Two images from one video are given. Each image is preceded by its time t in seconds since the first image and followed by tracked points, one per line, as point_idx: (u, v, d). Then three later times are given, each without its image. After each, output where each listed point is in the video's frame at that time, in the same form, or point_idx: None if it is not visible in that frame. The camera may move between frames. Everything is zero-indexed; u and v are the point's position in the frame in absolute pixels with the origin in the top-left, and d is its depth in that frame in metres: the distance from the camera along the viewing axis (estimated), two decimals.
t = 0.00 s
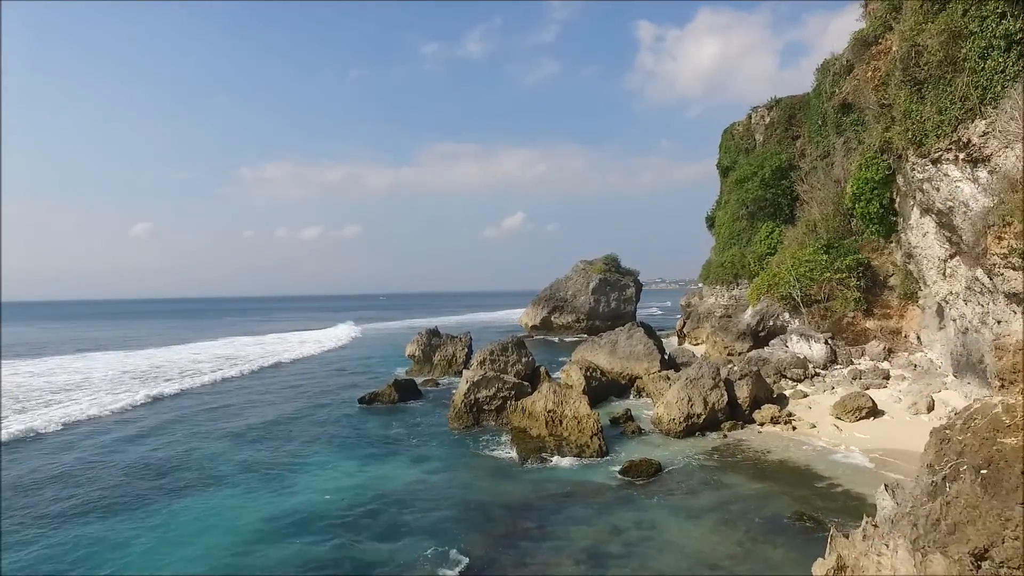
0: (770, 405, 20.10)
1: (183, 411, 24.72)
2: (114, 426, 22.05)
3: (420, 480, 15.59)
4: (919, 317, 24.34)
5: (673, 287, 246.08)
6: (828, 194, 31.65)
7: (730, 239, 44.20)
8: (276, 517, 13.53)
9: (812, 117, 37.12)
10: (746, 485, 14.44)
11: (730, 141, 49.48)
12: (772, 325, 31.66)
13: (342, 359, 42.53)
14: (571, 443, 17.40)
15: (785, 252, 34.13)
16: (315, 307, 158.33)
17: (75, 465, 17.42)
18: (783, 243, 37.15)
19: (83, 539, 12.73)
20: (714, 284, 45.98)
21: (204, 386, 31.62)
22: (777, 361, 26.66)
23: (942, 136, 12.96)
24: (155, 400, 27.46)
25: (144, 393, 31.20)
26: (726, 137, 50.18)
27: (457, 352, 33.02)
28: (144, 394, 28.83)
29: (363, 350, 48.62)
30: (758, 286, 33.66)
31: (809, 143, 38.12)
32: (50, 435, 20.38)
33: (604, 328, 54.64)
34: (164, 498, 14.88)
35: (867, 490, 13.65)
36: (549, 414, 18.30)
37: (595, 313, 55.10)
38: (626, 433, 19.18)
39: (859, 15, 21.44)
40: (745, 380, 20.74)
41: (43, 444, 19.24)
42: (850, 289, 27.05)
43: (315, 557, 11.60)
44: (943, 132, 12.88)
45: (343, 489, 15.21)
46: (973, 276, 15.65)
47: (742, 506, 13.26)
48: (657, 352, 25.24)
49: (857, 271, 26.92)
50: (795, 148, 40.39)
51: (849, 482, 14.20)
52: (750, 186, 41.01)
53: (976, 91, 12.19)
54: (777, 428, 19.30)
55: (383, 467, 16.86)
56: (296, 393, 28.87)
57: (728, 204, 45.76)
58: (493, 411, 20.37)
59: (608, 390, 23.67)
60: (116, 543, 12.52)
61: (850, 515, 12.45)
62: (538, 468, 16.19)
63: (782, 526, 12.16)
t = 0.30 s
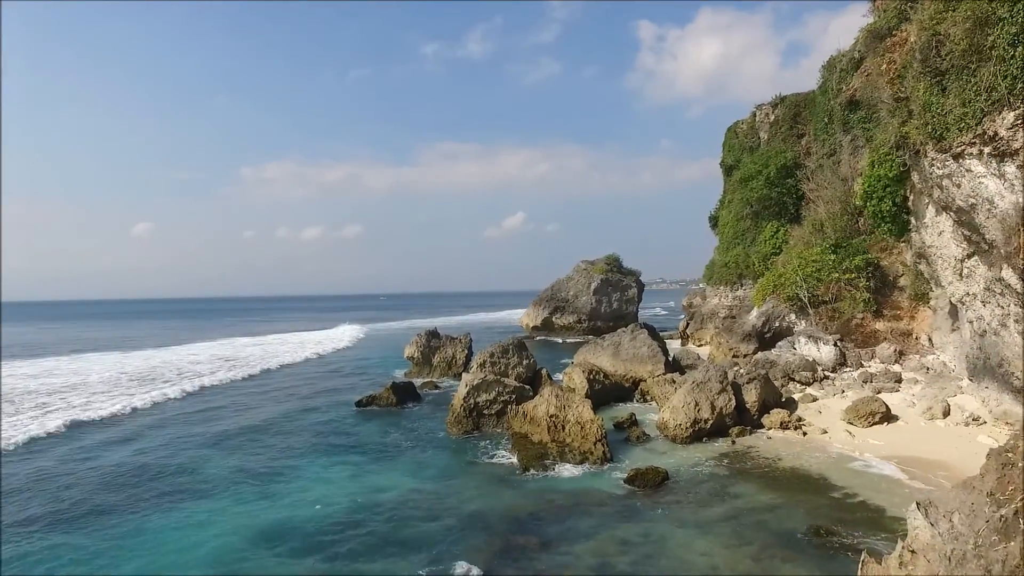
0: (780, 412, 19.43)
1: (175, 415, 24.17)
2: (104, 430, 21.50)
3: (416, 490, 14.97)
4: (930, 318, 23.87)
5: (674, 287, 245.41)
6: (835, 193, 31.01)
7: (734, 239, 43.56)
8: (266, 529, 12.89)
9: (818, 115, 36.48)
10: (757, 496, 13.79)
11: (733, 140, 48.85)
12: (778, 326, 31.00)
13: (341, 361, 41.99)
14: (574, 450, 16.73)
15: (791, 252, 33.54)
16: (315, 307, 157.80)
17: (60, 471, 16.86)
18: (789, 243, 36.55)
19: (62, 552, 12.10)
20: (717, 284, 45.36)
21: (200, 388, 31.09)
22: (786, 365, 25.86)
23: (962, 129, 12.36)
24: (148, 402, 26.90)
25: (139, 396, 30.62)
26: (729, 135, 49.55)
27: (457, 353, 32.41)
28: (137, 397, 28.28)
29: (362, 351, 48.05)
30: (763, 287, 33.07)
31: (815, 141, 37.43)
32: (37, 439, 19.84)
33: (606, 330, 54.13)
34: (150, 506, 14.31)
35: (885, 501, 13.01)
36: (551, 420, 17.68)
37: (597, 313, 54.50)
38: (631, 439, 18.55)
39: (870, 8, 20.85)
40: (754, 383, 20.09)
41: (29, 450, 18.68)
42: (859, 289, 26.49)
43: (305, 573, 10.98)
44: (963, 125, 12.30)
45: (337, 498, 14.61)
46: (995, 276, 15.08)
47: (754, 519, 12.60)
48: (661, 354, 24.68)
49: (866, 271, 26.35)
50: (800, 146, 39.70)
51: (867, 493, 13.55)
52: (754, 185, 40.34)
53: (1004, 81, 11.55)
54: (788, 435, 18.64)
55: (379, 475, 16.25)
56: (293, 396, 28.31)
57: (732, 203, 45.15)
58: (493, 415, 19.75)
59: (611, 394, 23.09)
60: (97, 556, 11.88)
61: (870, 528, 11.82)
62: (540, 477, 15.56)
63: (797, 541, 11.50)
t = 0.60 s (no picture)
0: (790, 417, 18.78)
1: (167, 419, 23.53)
2: (92, 434, 20.86)
3: (413, 499, 14.32)
4: (941, 319, 23.24)
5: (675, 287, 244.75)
6: (841, 191, 30.37)
7: (737, 238, 42.93)
8: (253, 541, 12.20)
9: (823, 112, 35.82)
10: (770, 508, 13.10)
11: (737, 138, 48.18)
12: (784, 327, 30.28)
13: (339, 362, 41.35)
14: (577, 457, 16.04)
15: (796, 252, 32.90)
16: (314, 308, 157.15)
17: (44, 477, 16.23)
18: (794, 243, 35.91)
19: (35, 566, 11.38)
20: (721, 285, 44.75)
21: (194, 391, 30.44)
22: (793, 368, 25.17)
23: (987, 122, 11.74)
24: (139, 405, 26.25)
25: (132, 399, 30.03)
26: (732, 133, 48.89)
27: (457, 355, 31.75)
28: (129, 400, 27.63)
29: (361, 352, 47.42)
30: (768, 287, 32.42)
31: (820, 138, 36.73)
32: (23, 444, 19.18)
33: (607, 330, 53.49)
34: (134, 515, 13.68)
35: (906, 513, 12.32)
36: (553, 425, 17.01)
37: (598, 314, 53.85)
38: (635, 445, 17.88)
39: None
40: (762, 387, 19.41)
41: (14, 455, 18.05)
42: (868, 290, 25.84)
43: None
44: (989, 117, 11.69)
45: (330, 507, 13.97)
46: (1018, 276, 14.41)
47: (769, 532, 11.93)
48: (666, 356, 24.01)
49: (875, 271, 25.73)
50: (804, 143, 39.00)
51: (886, 503, 12.87)
52: (759, 184, 39.66)
53: None
54: (799, 441, 17.97)
55: (375, 482, 15.61)
56: (288, 398, 27.66)
57: (736, 202, 44.51)
58: (492, 420, 19.08)
59: (614, 397, 22.43)
60: (72, 572, 11.17)
61: (892, 543, 11.14)
62: (542, 485, 14.90)
63: (816, 557, 10.83)
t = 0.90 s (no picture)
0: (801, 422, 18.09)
1: (158, 423, 22.85)
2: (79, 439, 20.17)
3: (408, 509, 13.65)
4: (954, 321, 22.65)
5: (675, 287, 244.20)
6: (848, 190, 29.70)
7: (741, 238, 42.30)
8: (239, 555, 11.50)
9: (829, 109, 35.13)
10: (784, 520, 12.42)
11: (740, 136, 47.50)
12: (789, 328, 29.44)
13: (336, 364, 40.66)
14: (580, 465, 15.34)
15: (802, 252, 32.21)
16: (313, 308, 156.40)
17: (25, 484, 15.57)
18: (799, 242, 35.25)
19: None
20: (724, 285, 44.09)
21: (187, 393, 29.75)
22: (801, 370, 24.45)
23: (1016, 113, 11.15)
24: (130, 408, 25.56)
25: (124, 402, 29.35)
26: (735, 131, 48.23)
27: (455, 356, 31.03)
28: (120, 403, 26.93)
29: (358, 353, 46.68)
30: (773, 287, 31.65)
31: (826, 136, 36.06)
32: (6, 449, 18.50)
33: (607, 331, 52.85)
34: (116, 525, 13.03)
35: (929, 526, 11.65)
36: (554, 431, 16.31)
37: (599, 314, 53.18)
38: (640, 451, 17.18)
39: None
40: (771, 391, 18.73)
41: None
42: (877, 290, 25.17)
43: None
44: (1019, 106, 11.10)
45: (321, 517, 13.31)
46: None
47: (784, 547, 11.27)
48: (670, 358, 23.31)
49: (885, 271, 25.07)
50: (810, 141, 38.27)
51: (907, 515, 12.21)
52: (763, 182, 38.97)
53: None
54: (810, 448, 17.25)
55: (369, 491, 14.94)
56: (283, 401, 26.98)
57: (739, 201, 43.85)
58: (491, 425, 18.38)
59: (616, 401, 21.71)
60: None
61: (917, 560, 10.46)
62: (543, 495, 14.22)
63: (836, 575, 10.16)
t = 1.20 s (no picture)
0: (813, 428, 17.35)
1: (147, 427, 22.15)
2: (63, 444, 19.45)
3: (404, 521, 12.96)
4: (967, 322, 21.99)
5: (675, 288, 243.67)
6: (855, 187, 29.04)
7: (744, 238, 41.62)
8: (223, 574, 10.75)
9: (835, 106, 34.47)
10: (801, 534, 11.75)
11: (743, 134, 46.83)
12: (796, 329, 28.69)
13: (333, 365, 39.98)
14: (583, 473, 14.64)
15: (807, 251, 31.53)
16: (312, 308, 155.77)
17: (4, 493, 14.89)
18: (804, 241, 34.59)
19: None
20: (727, 285, 43.45)
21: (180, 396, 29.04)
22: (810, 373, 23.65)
23: None
24: (120, 412, 24.86)
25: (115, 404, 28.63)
26: (738, 129, 47.58)
27: (454, 358, 30.34)
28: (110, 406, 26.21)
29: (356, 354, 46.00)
30: (778, 288, 30.88)
31: (831, 133, 35.36)
32: None
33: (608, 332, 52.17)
34: (95, 538, 12.35)
35: (956, 540, 10.98)
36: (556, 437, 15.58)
37: (600, 315, 52.54)
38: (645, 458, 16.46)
39: None
40: (782, 395, 18.03)
41: None
42: (888, 290, 24.47)
43: None
44: None
45: (312, 530, 12.63)
46: None
47: (803, 564, 10.59)
48: (674, 361, 22.58)
49: (896, 270, 24.35)
50: (814, 139, 37.61)
51: (931, 529, 11.54)
52: (767, 181, 38.29)
53: None
54: (823, 454, 16.54)
55: (363, 501, 14.25)
56: (277, 404, 26.29)
57: (742, 200, 43.19)
58: (490, 430, 17.67)
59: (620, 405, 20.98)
60: None
61: None
62: (545, 506, 13.52)
63: None
